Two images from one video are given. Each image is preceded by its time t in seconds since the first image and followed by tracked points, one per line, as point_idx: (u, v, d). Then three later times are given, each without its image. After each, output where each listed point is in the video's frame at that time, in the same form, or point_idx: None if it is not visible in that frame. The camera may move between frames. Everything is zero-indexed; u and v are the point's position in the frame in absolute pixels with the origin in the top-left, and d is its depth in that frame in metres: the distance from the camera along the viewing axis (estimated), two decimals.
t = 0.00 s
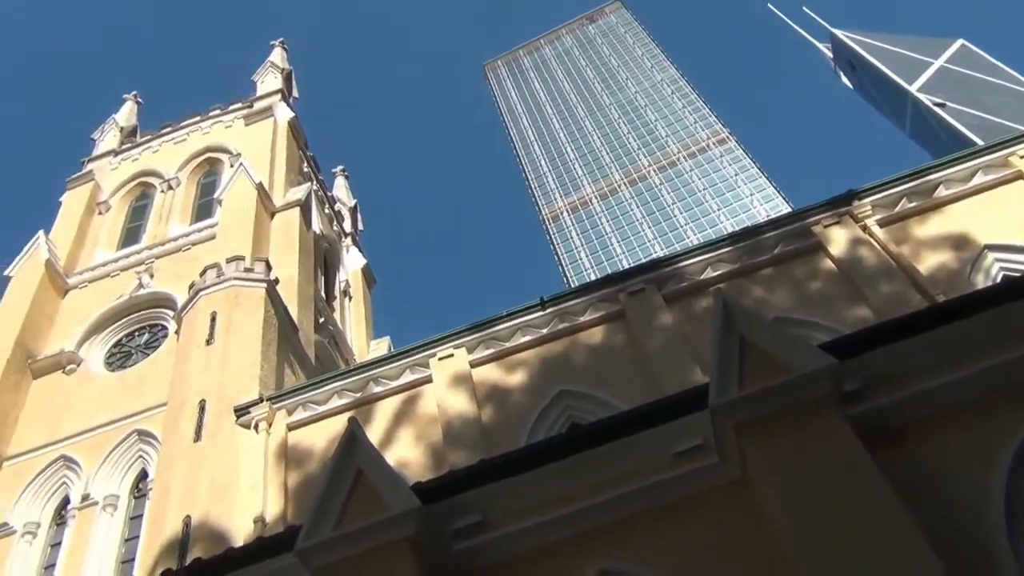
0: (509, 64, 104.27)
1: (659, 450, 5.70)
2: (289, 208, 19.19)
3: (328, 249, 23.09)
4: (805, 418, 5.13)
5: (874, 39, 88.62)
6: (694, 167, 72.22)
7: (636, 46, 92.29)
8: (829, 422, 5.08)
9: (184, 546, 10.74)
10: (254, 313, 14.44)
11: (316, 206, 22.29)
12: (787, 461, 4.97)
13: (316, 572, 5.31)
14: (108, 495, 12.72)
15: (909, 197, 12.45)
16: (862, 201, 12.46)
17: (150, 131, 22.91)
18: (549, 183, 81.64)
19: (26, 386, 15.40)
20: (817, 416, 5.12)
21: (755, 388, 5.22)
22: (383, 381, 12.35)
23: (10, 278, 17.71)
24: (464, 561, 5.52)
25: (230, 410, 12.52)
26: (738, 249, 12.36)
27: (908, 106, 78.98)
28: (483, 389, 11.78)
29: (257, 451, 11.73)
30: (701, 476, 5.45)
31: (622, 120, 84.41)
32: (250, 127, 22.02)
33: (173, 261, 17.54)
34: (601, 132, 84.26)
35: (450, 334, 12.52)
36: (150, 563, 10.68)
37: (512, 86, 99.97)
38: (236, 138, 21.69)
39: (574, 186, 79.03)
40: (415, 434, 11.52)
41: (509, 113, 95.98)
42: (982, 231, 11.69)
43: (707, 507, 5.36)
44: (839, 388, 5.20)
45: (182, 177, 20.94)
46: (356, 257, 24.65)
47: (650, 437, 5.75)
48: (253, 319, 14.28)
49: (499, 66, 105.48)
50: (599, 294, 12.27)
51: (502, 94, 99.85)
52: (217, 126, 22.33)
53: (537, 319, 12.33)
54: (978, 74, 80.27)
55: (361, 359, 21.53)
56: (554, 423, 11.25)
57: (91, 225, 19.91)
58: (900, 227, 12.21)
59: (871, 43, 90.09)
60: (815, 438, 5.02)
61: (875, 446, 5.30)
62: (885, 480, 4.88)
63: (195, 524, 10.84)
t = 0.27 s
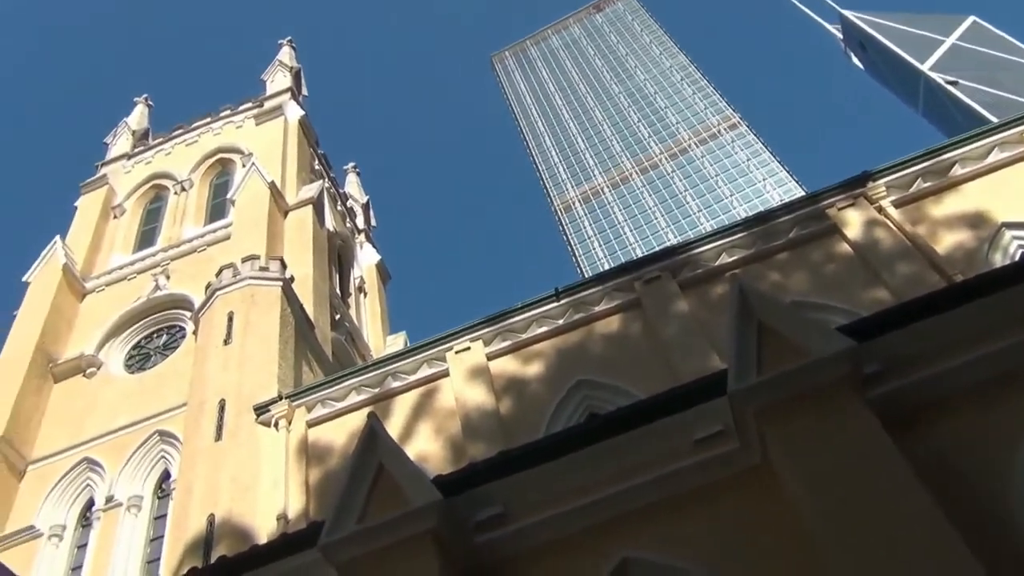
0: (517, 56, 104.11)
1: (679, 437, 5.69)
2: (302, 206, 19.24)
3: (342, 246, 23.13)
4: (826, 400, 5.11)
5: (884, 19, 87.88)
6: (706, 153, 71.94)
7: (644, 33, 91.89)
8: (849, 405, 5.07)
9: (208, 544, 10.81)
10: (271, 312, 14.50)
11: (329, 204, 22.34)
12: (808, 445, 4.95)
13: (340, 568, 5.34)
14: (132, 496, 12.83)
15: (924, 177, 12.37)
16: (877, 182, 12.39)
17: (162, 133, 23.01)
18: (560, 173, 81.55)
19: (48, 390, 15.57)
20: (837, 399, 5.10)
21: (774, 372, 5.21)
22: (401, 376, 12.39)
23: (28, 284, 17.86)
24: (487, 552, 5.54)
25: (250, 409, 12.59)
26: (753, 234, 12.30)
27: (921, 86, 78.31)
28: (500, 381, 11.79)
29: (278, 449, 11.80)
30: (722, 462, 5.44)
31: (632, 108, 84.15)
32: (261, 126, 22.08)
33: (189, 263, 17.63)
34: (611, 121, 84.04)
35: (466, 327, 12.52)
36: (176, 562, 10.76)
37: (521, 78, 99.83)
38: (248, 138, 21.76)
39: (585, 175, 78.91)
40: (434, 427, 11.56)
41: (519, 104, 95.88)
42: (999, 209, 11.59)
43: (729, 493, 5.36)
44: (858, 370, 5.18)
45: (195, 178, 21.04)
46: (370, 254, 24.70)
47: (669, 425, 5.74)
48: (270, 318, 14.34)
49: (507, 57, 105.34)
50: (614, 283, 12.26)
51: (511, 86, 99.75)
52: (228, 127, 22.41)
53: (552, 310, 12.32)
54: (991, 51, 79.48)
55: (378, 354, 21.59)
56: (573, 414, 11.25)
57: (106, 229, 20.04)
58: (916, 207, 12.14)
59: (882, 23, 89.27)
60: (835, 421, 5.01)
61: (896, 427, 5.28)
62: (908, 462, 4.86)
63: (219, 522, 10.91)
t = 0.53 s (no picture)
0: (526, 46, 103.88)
1: (699, 424, 5.68)
2: (316, 203, 19.28)
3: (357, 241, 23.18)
4: (846, 384, 5.09)
5: None
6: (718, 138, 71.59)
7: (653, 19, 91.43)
8: (870, 388, 5.04)
9: (233, 539, 10.87)
10: (288, 309, 14.55)
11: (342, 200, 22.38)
12: (829, 429, 4.94)
13: (365, 561, 5.37)
14: (156, 494, 12.94)
15: (940, 157, 12.27)
16: (893, 163, 12.29)
17: (176, 133, 23.11)
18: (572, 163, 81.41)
19: (71, 392, 15.70)
20: (857, 382, 5.08)
21: (793, 357, 5.19)
22: (419, 369, 12.42)
23: (48, 286, 18.01)
24: (510, 543, 5.56)
25: (270, 406, 12.65)
26: (768, 219, 12.24)
27: (935, 65, 77.55)
28: (518, 372, 11.81)
29: (299, 445, 11.88)
30: (743, 448, 5.44)
31: (643, 95, 83.83)
32: (273, 124, 22.13)
33: (206, 262, 17.72)
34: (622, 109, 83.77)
35: (483, 319, 12.52)
36: (201, 559, 10.84)
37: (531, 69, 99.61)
38: (261, 136, 21.82)
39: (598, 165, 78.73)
40: (453, 420, 11.59)
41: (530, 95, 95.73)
42: (1018, 187, 11.48)
43: (750, 479, 5.35)
44: (878, 353, 5.15)
45: (209, 178, 21.13)
46: (385, 248, 24.74)
47: (689, 412, 5.73)
48: (287, 315, 14.40)
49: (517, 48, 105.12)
50: (629, 272, 12.23)
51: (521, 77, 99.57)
52: (240, 125, 22.48)
53: (568, 301, 12.30)
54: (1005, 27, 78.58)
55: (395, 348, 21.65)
56: (591, 404, 11.25)
57: (123, 231, 20.16)
58: (933, 188, 12.05)
59: (893, 3, 88.48)
60: (856, 404, 4.99)
61: (918, 409, 5.25)
62: (930, 444, 4.84)
63: (242, 518, 10.97)
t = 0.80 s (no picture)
0: (535, 37, 103.65)
1: (719, 411, 5.67)
2: (329, 200, 19.32)
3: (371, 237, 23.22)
4: (866, 368, 5.06)
5: None
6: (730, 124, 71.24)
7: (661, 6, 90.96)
8: (889, 371, 5.01)
9: (256, 536, 10.94)
10: (304, 306, 14.60)
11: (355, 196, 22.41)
12: (850, 412, 4.92)
13: (388, 555, 5.40)
14: (179, 493, 13.04)
15: (955, 136, 12.16)
16: (908, 144, 12.20)
17: (188, 134, 23.20)
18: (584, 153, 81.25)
19: (92, 394, 15.81)
20: (877, 365, 5.05)
21: (811, 341, 5.17)
22: (436, 363, 12.45)
23: (66, 290, 18.14)
24: (532, 534, 5.57)
25: (289, 403, 12.71)
26: (782, 204, 12.17)
27: (947, 44, 76.80)
28: (535, 363, 11.81)
29: (319, 442, 11.95)
30: (763, 434, 5.43)
31: (653, 83, 83.49)
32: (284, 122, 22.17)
33: (221, 261, 17.80)
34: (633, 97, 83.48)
35: (499, 312, 12.53)
36: (225, 556, 10.91)
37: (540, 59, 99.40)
38: (272, 135, 21.87)
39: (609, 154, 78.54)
40: (472, 412, 11.61)
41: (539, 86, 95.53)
42: None
43: (771, 464, 5.34)
44: (898, 336, 5.12)
45: (223, 178, 21.21)
46: (399, 244, 24.77)
47: (709, 399, 5.71)
48: (304, 312, 14.45)
49: (525, 40, 104.88)
50: (644, 260, 12.20)
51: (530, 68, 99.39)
52: (252, 124, 22.54)
53: (584, 291, 12.29)
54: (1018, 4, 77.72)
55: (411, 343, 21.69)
56: (609, 393, 11.25)
57: (139, 233, 20.28)
58: (948, 168, 11.95)
59: None
60: (876, 387, 4.96)
61: (939, 390, 5.22)
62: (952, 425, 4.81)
63: (265, 514, 11.04)
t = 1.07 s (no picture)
0: (539, 30, 103.41)
1: (733, 400, 5.65)
2: (338, 197, 19.33)
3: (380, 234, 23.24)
4: (880, 353, 5.04)
5: None
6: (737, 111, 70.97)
7: None
8: (903, 355, 4.99)
9: (274, 534, 11.00)
10: (316, 304, 14.63)
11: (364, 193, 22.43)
12: (865, 398, 4.90)
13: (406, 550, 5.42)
14: (196, 492, 13.11)
15: (965, 118, 12.08)
16: (917, 127, 12.13)
17: (196, 135, 23.26)
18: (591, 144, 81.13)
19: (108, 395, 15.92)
20: (891, 350, 5.03)
21: (824, 328, 5.15)
22: (449, 358, 12.46)
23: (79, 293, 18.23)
24: (548, 526, 5.58)
25: (303, 401, 12.75)
26: (792, 190, 12.12)
27: (955, 25, 76.25)
28: (547, 355, 11.81)
29: (334, 438, 11.98)
30: (778, 421, 5.41)
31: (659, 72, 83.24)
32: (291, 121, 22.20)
33: (232, 261, 17.86)
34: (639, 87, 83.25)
35: (510, 305, 12.53)
36: (243, 554, 10.97)
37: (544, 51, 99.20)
38: (280, 134, 21.90)
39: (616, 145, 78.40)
40: (485, 406, 11.62)
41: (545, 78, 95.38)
42: None
43: (787, 451, 5.33)
44: (911, 320, 5.09)
45: (231, 178, 21.27)
46: (408, 239, 24.79)
47: (723, 389, 5.70)
48: (315, 310, 14.48)
49: (529, 32, 104.68)
50: (654, 250, 12.18)
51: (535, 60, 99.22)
52: (259, 124, 22.58)
53: (594, 283, 12.27)
54: None
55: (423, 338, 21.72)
56: (622, 384, 11.25)
57: (149, 235, 20.37)
58: (959, 150, 11.87)
59: None
60: (891, 371, 4.94)
61: (954, 374, 5.20)
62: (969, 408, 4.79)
63: (281, 512, 11.09)
